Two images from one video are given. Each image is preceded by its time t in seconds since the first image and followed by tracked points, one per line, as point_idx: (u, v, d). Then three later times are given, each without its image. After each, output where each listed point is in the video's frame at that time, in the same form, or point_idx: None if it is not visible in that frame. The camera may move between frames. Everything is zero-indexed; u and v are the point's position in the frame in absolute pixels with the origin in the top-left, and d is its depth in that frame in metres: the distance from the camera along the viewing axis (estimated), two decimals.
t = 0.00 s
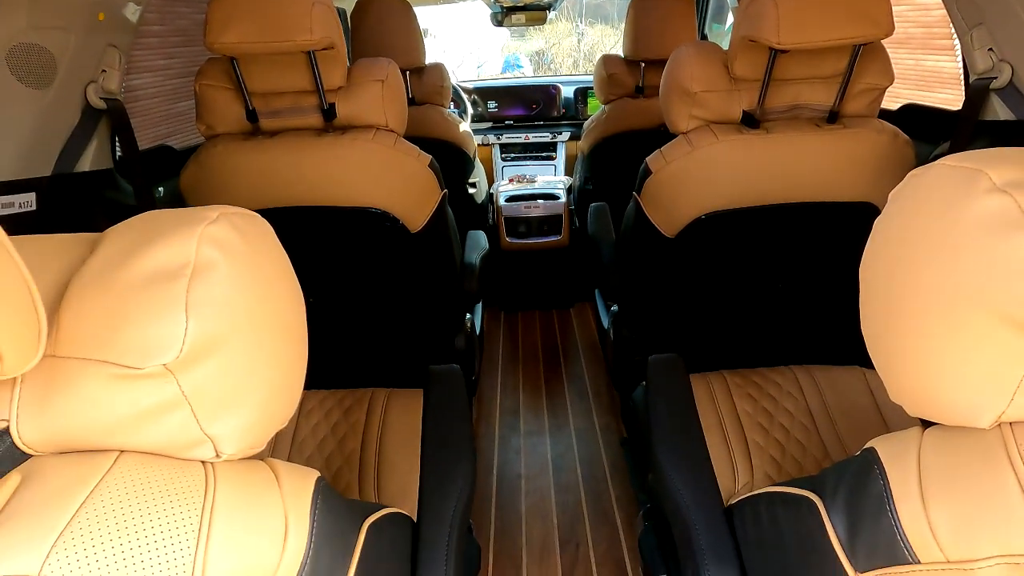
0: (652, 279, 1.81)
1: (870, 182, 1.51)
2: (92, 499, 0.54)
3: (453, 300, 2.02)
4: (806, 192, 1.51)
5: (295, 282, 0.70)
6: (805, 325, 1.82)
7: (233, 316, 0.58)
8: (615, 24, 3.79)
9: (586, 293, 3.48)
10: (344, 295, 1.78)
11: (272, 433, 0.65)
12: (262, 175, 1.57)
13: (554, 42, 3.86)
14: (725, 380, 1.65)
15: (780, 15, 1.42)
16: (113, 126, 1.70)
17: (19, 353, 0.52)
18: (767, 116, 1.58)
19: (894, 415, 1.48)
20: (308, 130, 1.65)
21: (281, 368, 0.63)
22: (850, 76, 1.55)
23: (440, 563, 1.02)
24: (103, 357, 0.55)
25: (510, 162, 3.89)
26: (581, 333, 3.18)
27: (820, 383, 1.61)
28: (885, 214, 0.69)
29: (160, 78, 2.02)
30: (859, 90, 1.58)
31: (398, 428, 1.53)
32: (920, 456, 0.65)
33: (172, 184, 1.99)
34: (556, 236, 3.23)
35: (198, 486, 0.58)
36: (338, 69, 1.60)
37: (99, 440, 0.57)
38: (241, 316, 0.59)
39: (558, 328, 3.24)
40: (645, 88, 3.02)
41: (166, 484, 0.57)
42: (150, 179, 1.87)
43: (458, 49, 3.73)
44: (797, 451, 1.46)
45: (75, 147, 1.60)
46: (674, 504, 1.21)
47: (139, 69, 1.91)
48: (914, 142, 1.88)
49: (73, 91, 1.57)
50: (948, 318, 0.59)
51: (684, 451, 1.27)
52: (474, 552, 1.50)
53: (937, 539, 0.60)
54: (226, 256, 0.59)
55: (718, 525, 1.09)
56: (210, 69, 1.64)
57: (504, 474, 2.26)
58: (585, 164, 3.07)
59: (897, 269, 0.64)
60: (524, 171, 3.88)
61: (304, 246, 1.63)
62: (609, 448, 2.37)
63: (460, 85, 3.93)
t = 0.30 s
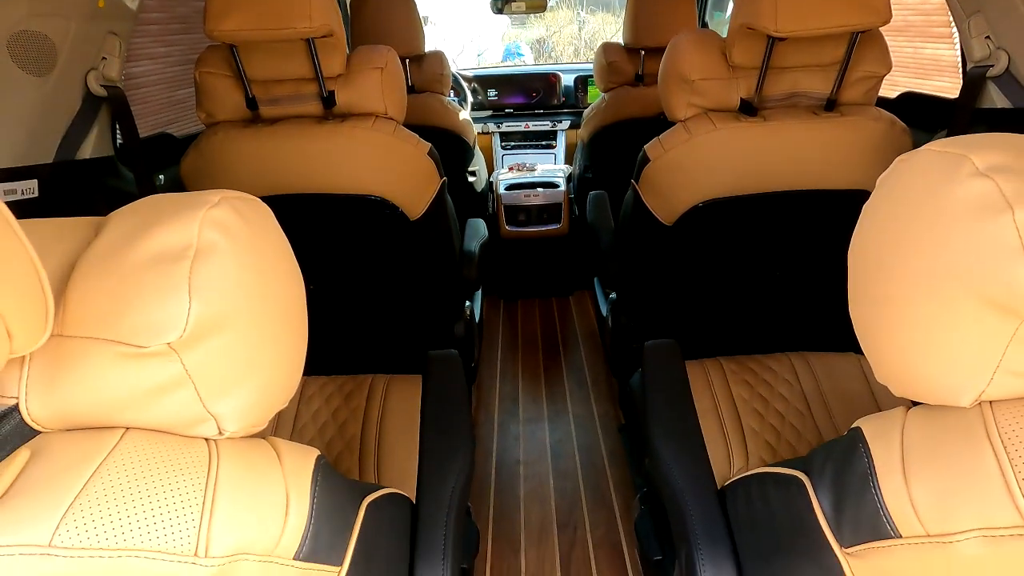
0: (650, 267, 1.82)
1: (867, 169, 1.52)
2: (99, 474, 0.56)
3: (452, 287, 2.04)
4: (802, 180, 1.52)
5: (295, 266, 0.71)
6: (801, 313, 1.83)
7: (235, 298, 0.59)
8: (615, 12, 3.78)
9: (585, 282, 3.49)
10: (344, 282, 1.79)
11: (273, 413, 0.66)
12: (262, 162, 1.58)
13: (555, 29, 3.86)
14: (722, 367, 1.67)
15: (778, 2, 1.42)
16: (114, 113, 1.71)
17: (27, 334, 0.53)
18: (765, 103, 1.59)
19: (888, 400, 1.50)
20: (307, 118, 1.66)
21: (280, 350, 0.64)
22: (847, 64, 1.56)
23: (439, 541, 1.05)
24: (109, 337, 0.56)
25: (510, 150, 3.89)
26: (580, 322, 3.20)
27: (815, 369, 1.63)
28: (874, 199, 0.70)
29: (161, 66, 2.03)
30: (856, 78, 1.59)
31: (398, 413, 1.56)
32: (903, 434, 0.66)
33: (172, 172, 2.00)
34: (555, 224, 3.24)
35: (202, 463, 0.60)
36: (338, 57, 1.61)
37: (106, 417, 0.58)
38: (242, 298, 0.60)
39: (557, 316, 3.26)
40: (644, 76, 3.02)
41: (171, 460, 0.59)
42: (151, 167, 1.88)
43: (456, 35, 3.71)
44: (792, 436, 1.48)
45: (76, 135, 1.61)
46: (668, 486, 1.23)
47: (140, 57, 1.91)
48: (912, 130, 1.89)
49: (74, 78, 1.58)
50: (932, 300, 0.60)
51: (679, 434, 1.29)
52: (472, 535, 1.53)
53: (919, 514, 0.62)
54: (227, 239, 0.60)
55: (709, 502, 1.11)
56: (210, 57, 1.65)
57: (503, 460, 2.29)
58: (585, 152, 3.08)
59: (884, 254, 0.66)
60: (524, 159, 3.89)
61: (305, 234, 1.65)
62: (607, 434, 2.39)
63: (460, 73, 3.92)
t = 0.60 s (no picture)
0: (648, 254, 1.85)
1: (860, 157, 1.54)
2: (124, 438, 0.59)
3: (453, 274, 2.07)
4: (796, 168, 1.55)
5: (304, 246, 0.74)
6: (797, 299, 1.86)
7: (248, 274, 0.62)
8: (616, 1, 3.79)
9: (585, 270, 3.52)
10: (347, 269, 1.82)
11: (284, 385, 0.70)
12: (266, 150, 1.61)
13: (556, 18, 3.84)
14: (719, 352, 1.71)
15: None
16: (120, 102, 1.74)
17: (54, 308, 0.57)
18: (762, 91, 1.62)
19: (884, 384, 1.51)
20: (311, 106, 1.68)
21: (290, 326, 0.68)
22: (844, 53, 1.58)
23: (441, 516, 1.08)
24: (132, 310, 0.60)
25: (511, 139, 3.91)
26: (580, 309, 3.23)
27: (809, 353, 1.66)
28: (858, 181, 0.73)
29: (165, 55, 2.05)
30: (853, 66, 1.61)
31: (400, 396, 1.59)
32: (882, 406, 0.70)
33: (178, 160, 2.03)
34: (556, 213, 3.27)
35: (219, 429, 0.63)
36: (340, 45, 1.63)
37: (129, 387, 0.62)
38: (255, 274, 0.63)
39: (557, 304, 3.29)
40: (644, 65, 3.04)
41: (189, 426, 0.62)
42: (156, 154, 1.91)
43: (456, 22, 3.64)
44: (786, 418, 1.51)
45: (84, 122, 1.64)
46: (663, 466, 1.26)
47: (145, 46, 1.94)
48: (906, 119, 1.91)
49: (81, 67, 1.61)
50: (910, 276, 0.63)
51: (674, 414, 1.33)
52: (473, 513, 1.57)
53: (896, 480, 0.65)
54: (241, 219, 0.63)
55: (702, 476, 1.13)
56: (215, 46, 1.67)
57: (504, 445, 2.33)
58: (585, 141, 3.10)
59: (867, 234, 0.69)
60: (524, 148, 3.91)
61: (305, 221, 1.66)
62: (606, 419, 2.43)
63: (461, 62, 3.94)
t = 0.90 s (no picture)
0: (645, 244, 1.89)
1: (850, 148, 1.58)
2: (146, 410, 0.63)
3: (454, 264, 2.11)
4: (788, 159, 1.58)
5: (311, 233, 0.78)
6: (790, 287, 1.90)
7: (260, 258, 0.66)
8: None
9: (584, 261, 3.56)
10: (349, 258, 1.86)
11: (293, 364, 0.74)
12: (269, 141, 1.64)
13: (556, 9, 3.82)
14: (713, 340, 1.75)
15: None
16: (126, 94, 1.78)
17: (81, 289, 0.61)
18: (757, 84, 1.64)
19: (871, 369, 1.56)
20: (313, 98, 1.72)
21: (299, 307, 0.72)
22: (836, 46, 1.62)
23: (442, 493, 1.13)
24: (154, 291, 0.64)
25: (511, 131, 3.94)
26: (579, 299, 3.28)
27: (802, 340, 1.70)
28: (838, 169, 0.77)
29: (169, 48, 2.08)
30: (845, 59, 1.65)
31: (402, 382, 1.64)
32: (857, 382, 0.74)
33: (182, 151, 2.06)
34: (554, 203, 3.31)
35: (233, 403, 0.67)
36: (342, 38, 1.66)
37: (150, 363, 0.66)
38: (267, 259, 0.67)
39: (556, 294, 3.34)
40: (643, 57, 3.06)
41: (205, 399, 0.66)
42: (161, 145, 1.95)
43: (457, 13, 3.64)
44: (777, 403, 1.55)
45: (91, 114, 1.67)
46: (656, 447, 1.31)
47: (149, 39, 1.97)
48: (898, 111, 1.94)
49: (88, 60, 1.64)
50: (882, 259, 0.67)
51: (668, 397, 1.37)
52: (473, 495, 1.61)
53: (868, 451, 0.69)
54: (254, 206, 0.67)
55: (693, 456, 1.18)
56: (219, 39, 1.70)
57: (503, 430, 2.37)
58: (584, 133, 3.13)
59: (844, 220, 0.72)
60: (524, 139, 3.94)
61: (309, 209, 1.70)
62: (604, 406, 2.48)
63: (461, 53, 3.96)
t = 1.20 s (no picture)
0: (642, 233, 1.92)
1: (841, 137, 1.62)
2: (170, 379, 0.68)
3: (454, 253, 2.14)
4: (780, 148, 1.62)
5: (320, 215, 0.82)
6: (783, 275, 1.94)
7: (275, 238, 0.71)
8: None
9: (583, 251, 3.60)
10: (352, 247, 1.90)
11: (305, 339, 0.78)
12: (273, 131, 1.68)
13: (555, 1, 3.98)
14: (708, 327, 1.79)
15: None
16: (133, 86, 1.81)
17: (108, 267, 0.65)
18: (750, 75, 1.69)
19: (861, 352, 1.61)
20: (317, 90, 1.75)
21: (310, 286, 0.76)
22: (828, 38, 1.65)
23: (444, 469, 1.17)
24: (178, 269, 0.69)
25: (510, 123, 3.97)
26: (577, 289, 3.32)
27: (794, 325, 1.75)
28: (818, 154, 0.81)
29: (174, 40, 2.12)
30: (837, 51, 1.69)
31: (404, 369, 1.68)
32: (835, 355, 0.78)
33: (188, 142, 2.10)
34: (553, 195, 3.34)
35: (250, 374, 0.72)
36: (345, 31, 1.70)
37: (172, 337, 0.70)
38: (281, 239, 0.72)
39: (555, 285, 3.38)
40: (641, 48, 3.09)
41: (224, 370, 0.71)
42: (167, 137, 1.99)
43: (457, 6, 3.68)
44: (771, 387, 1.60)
45: (100, 106, 1.71)
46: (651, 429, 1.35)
47: (155, 31, 2.01)
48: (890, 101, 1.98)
49: (97, 52, 1.68)
50: (857, 238, 0.71)
51: (663, 380, 1.41)
52: (474, 477, 1.66)
53: (845, 419, 0.74)
54: (268, 189, 0.72)
55: (685, 435, 1.22)
56: (223, 31, 1.74)
57: (503, 417, 2.42)
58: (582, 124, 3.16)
59: (823, 202, 0.77)
60: (523, 131, 3.97)
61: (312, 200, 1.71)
62: (602, 394, 2.53)
63: (461, 45, 3.98)
